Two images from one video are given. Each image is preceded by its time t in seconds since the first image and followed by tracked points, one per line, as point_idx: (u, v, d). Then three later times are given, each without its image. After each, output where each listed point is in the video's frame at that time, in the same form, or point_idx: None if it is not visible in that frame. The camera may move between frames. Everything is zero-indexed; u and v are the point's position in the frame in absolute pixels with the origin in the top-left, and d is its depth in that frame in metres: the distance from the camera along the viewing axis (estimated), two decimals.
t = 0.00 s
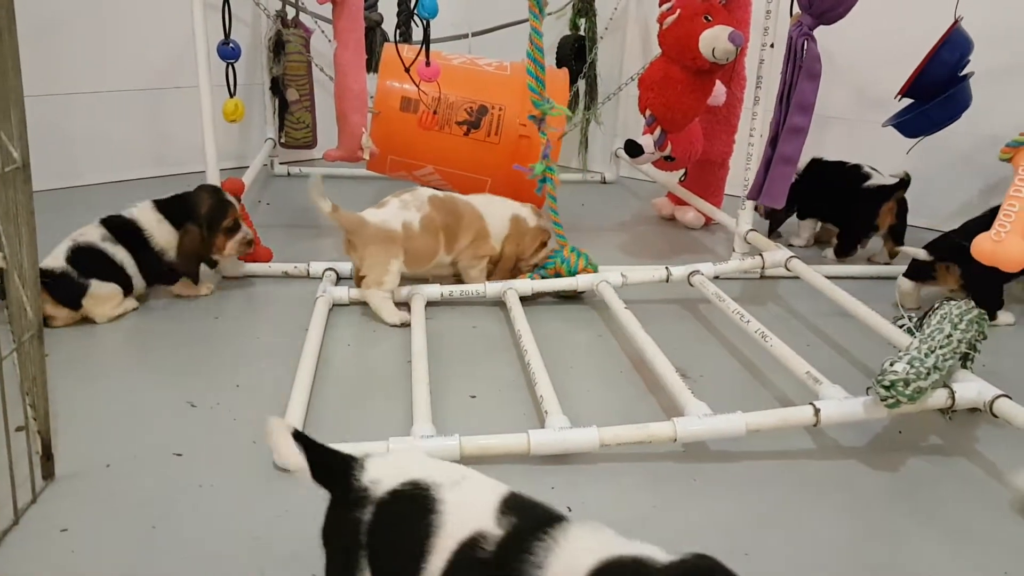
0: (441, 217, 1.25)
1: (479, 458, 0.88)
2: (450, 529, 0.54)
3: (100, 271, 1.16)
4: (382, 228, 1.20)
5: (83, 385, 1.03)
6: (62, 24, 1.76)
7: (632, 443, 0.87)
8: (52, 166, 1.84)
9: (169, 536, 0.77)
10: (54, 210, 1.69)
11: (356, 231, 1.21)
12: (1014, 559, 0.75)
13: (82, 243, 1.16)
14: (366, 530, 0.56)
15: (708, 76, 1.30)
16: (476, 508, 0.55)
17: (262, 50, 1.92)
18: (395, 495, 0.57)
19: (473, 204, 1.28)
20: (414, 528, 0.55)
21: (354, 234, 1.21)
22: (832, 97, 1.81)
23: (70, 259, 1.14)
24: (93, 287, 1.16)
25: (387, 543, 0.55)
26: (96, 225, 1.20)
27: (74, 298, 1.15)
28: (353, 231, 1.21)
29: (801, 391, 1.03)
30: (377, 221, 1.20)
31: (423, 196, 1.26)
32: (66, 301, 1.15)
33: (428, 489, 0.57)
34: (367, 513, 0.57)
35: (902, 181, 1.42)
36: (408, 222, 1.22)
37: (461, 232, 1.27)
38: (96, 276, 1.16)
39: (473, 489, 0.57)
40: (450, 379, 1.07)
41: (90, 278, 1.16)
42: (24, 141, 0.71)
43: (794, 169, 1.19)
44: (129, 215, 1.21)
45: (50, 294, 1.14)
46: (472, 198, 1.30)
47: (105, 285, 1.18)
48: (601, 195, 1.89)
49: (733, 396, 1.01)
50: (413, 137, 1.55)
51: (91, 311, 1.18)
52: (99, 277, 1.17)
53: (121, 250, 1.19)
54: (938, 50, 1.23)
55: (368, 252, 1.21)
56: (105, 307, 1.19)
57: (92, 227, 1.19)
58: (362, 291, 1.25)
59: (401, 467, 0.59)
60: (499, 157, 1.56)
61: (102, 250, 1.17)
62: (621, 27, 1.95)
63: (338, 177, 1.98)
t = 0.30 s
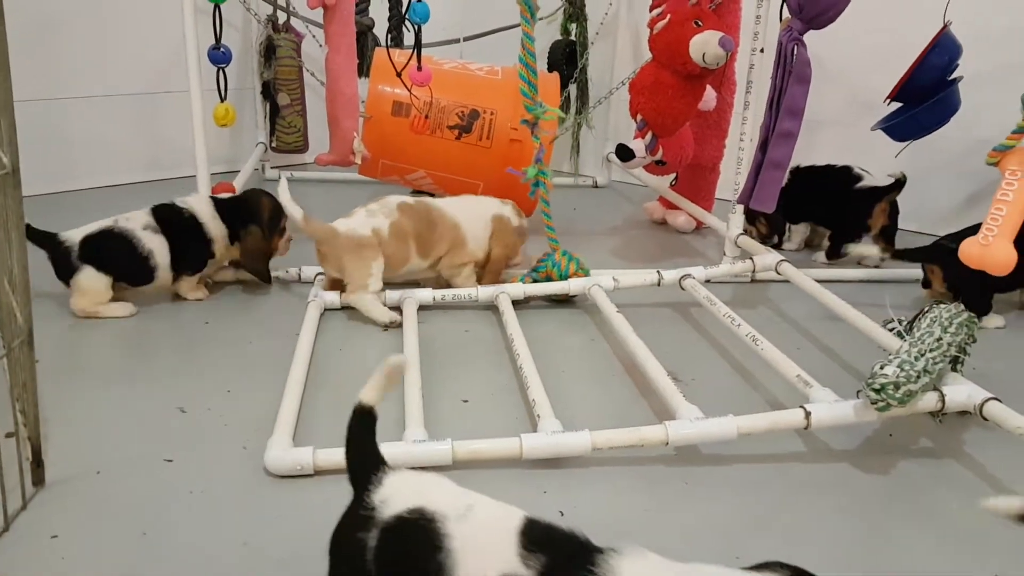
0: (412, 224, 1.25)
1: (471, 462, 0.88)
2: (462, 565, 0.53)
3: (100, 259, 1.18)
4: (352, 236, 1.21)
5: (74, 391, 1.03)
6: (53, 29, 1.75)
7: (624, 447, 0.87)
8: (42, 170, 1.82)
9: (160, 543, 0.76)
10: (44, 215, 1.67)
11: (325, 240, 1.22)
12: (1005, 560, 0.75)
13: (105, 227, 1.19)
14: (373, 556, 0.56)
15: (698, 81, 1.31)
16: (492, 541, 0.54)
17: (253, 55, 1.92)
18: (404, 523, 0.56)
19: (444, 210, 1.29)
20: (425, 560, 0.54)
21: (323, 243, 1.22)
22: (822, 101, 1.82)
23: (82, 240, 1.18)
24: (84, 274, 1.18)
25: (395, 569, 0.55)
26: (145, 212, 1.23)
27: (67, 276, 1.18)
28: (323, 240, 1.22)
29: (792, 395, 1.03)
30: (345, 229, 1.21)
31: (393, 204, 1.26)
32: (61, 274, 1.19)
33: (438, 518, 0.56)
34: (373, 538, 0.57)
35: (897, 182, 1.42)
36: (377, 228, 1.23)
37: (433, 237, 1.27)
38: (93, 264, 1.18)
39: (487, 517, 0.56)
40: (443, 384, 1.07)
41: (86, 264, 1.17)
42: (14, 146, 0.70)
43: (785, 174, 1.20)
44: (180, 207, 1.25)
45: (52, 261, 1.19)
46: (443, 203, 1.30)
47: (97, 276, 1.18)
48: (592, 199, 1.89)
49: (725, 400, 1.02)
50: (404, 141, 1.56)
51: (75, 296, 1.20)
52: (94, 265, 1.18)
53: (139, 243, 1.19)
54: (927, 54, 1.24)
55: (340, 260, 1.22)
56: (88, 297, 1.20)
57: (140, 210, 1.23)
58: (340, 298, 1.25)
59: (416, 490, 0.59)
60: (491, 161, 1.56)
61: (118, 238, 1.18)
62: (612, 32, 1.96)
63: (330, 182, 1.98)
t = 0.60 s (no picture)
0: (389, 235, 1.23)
1: (459, 468, 0.88)
2: None
3: (67, 260, 1.18)
4: (330, 255, 1.18)
5: (57, 398, 1.02)
6: (37, 34, 1.74)
7: (612, 452, 0.87)
8: (25, 174, 1.80)
9: (145, 551, 0.76)
10: (27, 220, 1.66)
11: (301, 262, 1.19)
12: (991, 563, 0.76)
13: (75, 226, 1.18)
14: None
15: (685, 86, 1.31)
16: None
17: (239, 59, 1.91)
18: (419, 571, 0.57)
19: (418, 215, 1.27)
20: None
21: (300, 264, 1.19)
22: (807, 107, 1.83)
23: (53, 239, 1.18)
24: (52, 275, 1.18)
25: None
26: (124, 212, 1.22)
27: (41, 276, 1.19)
28: (300, 260, 1.19)
29: (779, 398, 1.03)
30: (322, 245, 1.18)
31: (365, 218, 1.24)
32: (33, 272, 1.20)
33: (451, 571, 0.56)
34: None
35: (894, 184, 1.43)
36: (356, 244, 1.20)
37: (411, 246, 1.26)
38: (60, 265, 1.18)
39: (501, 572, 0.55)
40: (430, 389, 1.06)
41: (53, 264, 1.18)
42: None
43: (771, 178, 1.20)
44: (159, 209, 1.23)
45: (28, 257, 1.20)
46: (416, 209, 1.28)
47: (63, 277, 1.18)
48: (580, 204, 1.89)
49: (712, 404, 1.02)
50: (391, 145, 1.55)
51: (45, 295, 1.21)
52: (60, 267, 1.18)
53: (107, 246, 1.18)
54: (913, 60, 1.26)
55: (319, 279, 1.19)
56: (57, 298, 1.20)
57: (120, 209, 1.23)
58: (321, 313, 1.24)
59: (433, 534, 0.59)
60: (479, 165, 1.56)
61: (86, 240, 1.18)
62: (598, 37, 1.97)
63: (317, 186, 1.97)
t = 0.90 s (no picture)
0: (403, 234, 1.24)
1: (451, 470, 0.88)
2: None
3: (78, 266, 1.17)
4: (340, 246, 1.18)
5: (46, 402, 1.01)
6: (25, 36, 1.73)
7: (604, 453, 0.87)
8: (13, 178, 1.79)
9: (136, 556, 0.75)
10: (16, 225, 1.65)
11: (311, 250, 1.18)
12: (981, 560, 0.76)
13: (93, 234, 1.17)
14: None
15: (675, 87, 1.31)
16: None
17: (229, 62, 1.91)
18: None
19: (433, 217, 1.28)
20: None
21: (309, 252, 1.19)
22: (797, 108, 1.83)
23: (69, 241, 1.17)
24: (60, 276, 1.18)
25: None
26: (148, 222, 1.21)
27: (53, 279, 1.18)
28: (308, 247, 1.19)
29: (770, 399, 1.04)
30: (334, 236, 1.18)
31: (381, 215, 1.25)
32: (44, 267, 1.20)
33: None
34: None
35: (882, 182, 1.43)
36: (367, 241, 1.20)
37: (422, 247, 1.26)
38: (77, 273, 1.17)
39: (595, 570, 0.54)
40: (422, 391, 1.06)
41: (63, 266, 1.17)
42: None
43: (761, 179, 1.21)
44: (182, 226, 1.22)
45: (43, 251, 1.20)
46: (430, 211, 1.29)
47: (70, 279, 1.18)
48: (571, 205, 1.89)
49: (703, 404, 1.02)
50: (382, 147, 1.55)
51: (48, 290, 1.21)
52: (69, 270, 1.17)
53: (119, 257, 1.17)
54: (901, 59, 1.26)
55: (325, 270, 1.19)
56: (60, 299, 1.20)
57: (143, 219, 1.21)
58: (318, 307, 1.23)
59: (488, 550, 0.54)
60: (470, 167, 1.56)
61: (101, 249, 1.17)
62: (588, 39, 1.97)
63: (307, 188, 1.97)
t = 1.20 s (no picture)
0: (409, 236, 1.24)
1: (441, 473, 0.88)
2: None
3: (118, 262, 1.14)
4: (351, 244, 1.18)
5: (32, 406, 1.00)
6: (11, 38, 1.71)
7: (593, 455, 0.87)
8: None
9: (125, 561, 0.75)
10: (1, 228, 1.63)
11: (320, 249, 1.17)
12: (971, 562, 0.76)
13: (129, 229, 1.15)
14: None
15: (662, 90, 1.32)
16: None
17: (216, 64, 1.90)
18: None
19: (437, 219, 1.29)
20: None
21: (318, 251, 1.18)
22: (783, 109, 1.84)
23: (104, 239, 1.14)
24: (97, 274, 1.14)
25: None
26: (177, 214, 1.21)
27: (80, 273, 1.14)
28: (318, 242, 1.17)
29: (758, 399, 1.04)
30: (346, 235, 1.18)
31: (387, 216, 1.25)
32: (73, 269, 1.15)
33: None
34: None
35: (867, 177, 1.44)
36: (378, 243, 1.20)
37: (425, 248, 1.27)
38: (114, 264, 1.14)
39: None
40: (411, 394, 1.06)
41: (101, 265, 1.13)
42: None
43: (747, 180, 1.21)
44: (210, 215, 1.23)
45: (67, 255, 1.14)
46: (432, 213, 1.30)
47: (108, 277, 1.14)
48: (559, 206, 1.90)
49: (692, 405, 1.02)
50: (370, 150, 1.55)
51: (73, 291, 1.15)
52: (109, 268, 1.14)
53: (163, 248, 1.16)
54: (887, 61, 1.27)
55: (333, 269, 1.18)
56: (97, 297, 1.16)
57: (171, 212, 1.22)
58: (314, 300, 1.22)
59: None
60: (458, 169, 1.56)
61: (142, 242, 1.15)
62: (576, 41, 1.98)
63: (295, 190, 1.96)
